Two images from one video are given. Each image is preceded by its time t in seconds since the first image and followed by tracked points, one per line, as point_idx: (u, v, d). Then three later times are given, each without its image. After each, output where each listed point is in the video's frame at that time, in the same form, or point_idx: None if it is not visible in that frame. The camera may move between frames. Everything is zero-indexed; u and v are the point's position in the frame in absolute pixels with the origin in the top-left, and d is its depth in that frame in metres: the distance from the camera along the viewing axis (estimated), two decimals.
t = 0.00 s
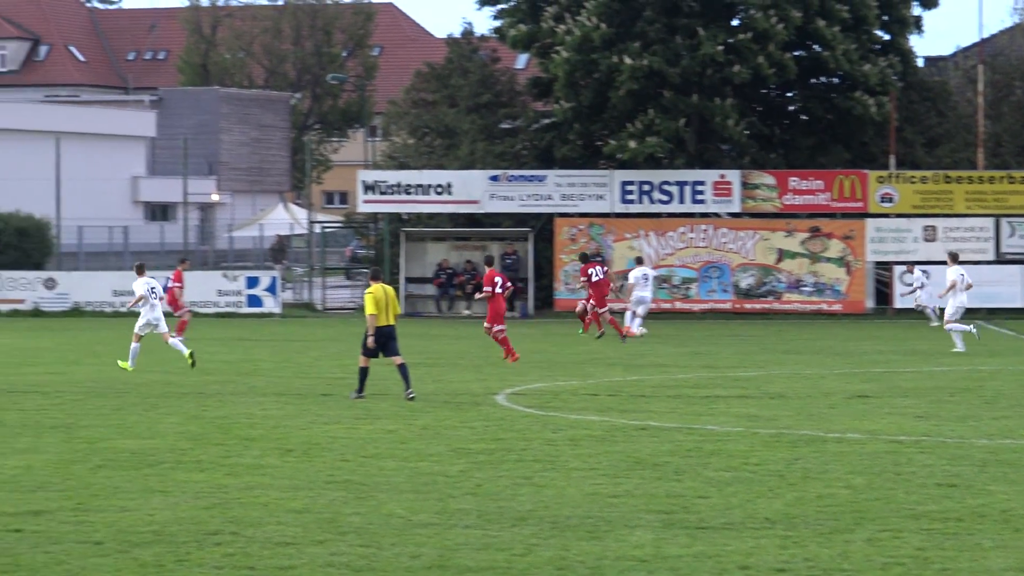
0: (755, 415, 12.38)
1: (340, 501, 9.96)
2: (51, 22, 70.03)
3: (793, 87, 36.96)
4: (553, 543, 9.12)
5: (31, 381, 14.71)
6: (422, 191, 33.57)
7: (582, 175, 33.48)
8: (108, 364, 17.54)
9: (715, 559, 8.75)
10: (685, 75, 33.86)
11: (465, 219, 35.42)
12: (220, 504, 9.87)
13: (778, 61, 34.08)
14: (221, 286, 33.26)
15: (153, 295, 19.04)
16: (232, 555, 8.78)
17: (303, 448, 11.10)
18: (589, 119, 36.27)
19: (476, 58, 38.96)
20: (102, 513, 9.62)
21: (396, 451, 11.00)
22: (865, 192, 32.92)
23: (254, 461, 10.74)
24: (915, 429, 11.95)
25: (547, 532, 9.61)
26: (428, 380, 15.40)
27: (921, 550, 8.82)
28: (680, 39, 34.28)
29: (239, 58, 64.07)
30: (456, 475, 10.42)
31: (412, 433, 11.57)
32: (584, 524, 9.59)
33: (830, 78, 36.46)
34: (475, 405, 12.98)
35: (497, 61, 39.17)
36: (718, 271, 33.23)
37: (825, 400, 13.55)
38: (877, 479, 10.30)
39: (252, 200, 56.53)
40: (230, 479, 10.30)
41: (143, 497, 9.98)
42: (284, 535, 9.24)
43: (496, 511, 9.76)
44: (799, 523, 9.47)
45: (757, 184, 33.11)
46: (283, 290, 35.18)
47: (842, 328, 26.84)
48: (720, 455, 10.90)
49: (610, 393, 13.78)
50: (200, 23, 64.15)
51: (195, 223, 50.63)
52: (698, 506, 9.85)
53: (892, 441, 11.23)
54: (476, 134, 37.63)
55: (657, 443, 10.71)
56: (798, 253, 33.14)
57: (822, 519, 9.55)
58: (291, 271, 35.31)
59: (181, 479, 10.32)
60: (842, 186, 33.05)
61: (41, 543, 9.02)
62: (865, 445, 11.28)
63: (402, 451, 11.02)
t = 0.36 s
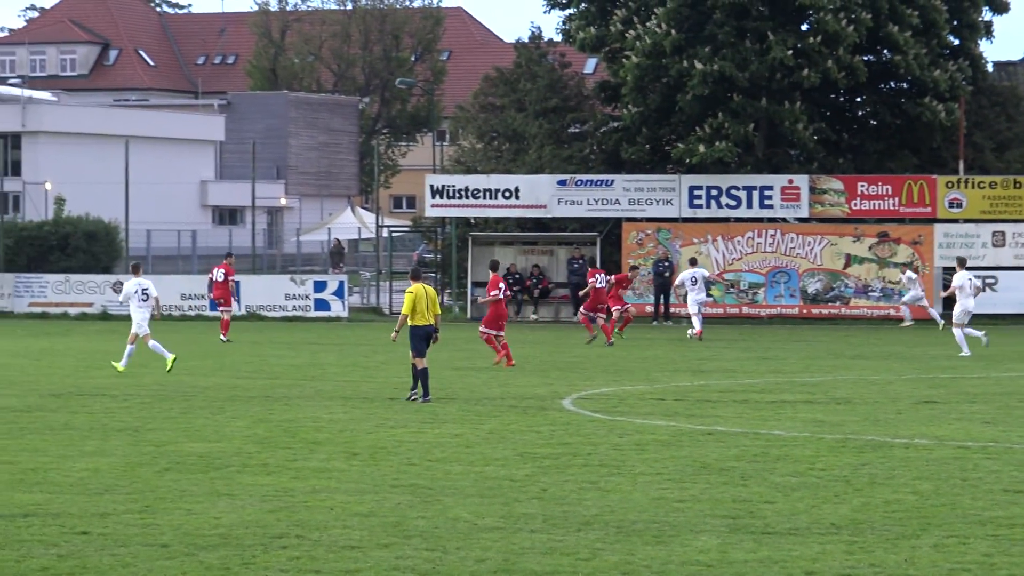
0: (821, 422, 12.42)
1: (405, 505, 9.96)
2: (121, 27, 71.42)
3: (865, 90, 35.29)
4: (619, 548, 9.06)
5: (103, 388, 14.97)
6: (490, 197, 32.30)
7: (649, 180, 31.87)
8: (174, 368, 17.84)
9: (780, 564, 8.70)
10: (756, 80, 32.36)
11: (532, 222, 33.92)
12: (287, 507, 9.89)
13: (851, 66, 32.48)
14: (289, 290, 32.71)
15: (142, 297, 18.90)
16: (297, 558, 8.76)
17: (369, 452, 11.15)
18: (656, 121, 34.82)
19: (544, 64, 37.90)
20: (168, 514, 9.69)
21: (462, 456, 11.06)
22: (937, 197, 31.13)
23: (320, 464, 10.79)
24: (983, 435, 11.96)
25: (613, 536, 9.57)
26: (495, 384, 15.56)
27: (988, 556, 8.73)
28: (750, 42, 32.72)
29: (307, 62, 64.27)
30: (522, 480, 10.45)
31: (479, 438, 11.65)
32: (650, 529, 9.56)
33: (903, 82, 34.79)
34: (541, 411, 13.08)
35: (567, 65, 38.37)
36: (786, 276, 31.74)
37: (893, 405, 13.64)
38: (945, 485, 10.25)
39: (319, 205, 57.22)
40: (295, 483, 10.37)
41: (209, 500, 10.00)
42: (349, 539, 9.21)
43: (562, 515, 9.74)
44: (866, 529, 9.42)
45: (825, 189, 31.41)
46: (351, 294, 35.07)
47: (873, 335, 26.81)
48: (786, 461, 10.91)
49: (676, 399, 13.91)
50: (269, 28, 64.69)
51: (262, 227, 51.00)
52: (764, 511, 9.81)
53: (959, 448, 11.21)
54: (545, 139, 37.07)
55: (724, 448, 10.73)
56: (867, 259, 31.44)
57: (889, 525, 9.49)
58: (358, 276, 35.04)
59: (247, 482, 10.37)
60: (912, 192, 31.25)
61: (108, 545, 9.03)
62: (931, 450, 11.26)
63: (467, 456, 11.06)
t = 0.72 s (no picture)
0: (849, 425, 12.47)
1: (433, 509, 9.96)
2: (148, 33, 71.85)
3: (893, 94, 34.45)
4: (646, 551, 9.03)
5: (130, 392, 15.11)
6: (517, 200, 31.90)
7: (677, 183, 31.54)
8: (201, 372, 18.01)
9: (807, 567, 8.67)
10: (783, 83, 31.62)
11: (560, 225, 33.83)
12: (314, 511, 9.89)
13: (879, 68, 31.68)
14: (317, 294, 32.56)
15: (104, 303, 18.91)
16: (325, 562, 8.73)
17: (396, 456, 11.18)
18: (683, 125, 34.03)
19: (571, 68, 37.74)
20: (195, 519, 9.70)
21: (490, 459, 11.09)
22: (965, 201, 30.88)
23: (348, 468, 10.81)
24: (1011, 436, 12.01)
25: (641, 540, 9.55)
26: (522, 388, 15.69)
27: (1017, 559, 8.70)
28: (777, 46, 32.00)
29: (334, 66, 64.47)
30: (549, 483, 10.45)
31: (506, 442, 11.69)
32: (677, 533, 9.53)
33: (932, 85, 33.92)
34: (569, 414, 13.14)
35: (591, 69, 38.04)
36: (813, 279, 31.49)
37: (920, 408, 13.70)
38: (973, 487, 10.26)
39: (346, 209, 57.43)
40: (323, 487, 10.38)
41: (237, 505, 10.01)
42: (378, 543, 9.20)
43: (589, 519, 9.73)
44: (894, 531, 9.39)
45: (853, 192, 31.12)
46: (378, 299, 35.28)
47: (885, 339, 26.82)
48: (814, 463, 10.93)
49: (703, 402, 14.03)
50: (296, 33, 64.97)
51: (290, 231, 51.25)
52: (792, 514, 9.80)
53: (987, 451, 11.20)
54: (571, 143, 36.65)
55: (751, 451, 10.74)
56: (894, 262, 31.21)
57: (917, 527, 9.46)
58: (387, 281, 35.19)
59: (275, 487, 10.38)
60: (939, 195, 31.02)
61: (136, 549, 9.02)
62: (958, 452, 11.28)
63: (494, 460, 11.09)
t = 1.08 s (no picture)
0: (880, 425, 12.50)
1: (463, 511, 9.95)
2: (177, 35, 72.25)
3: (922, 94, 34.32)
4: (677, 552, 8.99)
5: (160, 395, 15.26)
6: (547, 202, 31.74)
7: (707, 184, 31.43)
8: (232, 374, 18.16)
9: (839, 568, 8.63)
10: (811, 83, 31.57)
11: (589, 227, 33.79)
12: (344, 513, 9.88)
13: (907, 69, 31.56)
14: (347, 296, 32.56)
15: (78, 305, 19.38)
16: (356, 564, 8.71)
17: (426, 458, 11.22)
18: (711, 125, 33.91)
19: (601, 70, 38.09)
20: (227, 521, 9.70)
21: (520, 461, 11.13)
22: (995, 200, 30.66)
23: (379, 470, 10.83)
24: None
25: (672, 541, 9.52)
26: (552, 389, 15.83)
27: None
28: (806, 46, 31.97)
29: (363, 68, 64.65)
30: (580, 484, 10.47)
31: (536, 443, 11.75)
32: (708, 534, 9.51)
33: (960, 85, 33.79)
34: (599, 415, 13.24)
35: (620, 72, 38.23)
36: (843, 280, 31.27)
37: (952, 409, 13.74)
38: (1005, 487, 10.26)
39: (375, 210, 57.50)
40: (353, 488, 10.40)
41: (267, 507, 10.01)
42: (408, 545, 9.18)
43: (620, 520, 9.70)
44: (924, 532, 9.36)
45: (882, 192, 30.99)
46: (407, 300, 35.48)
47: (899, 338, 26.80)
48: (845, 464, 10.96)
49: (733, 403, 14.16)
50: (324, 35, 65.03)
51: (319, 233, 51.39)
52: (822, 515, 9.78)
53: (1020, 451, 11.19)
54: (600, 144, 36.59)
55: (782, 452, 10.75)
56: (924, 262, 31.09)
57: (948, 528, 9.43)
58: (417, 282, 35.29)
59: (306, 489, 10.39)
60: (969, 195, 30.83)
61: (168, 552, 9.01)
62: (990, 452, 11.28)
63: (525, 461, 11.13)
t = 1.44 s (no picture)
0: (905, 421, 12.57)
1: (489, 507, 9.94)
2: (202, 33, 72.43)
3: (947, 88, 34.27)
4: (703, 548, 8.95)
5: (187, 393, 15.50)
6: (571, 199, 31.76)
7: (732, 180, 31.47)
8: (258, 372, 18.36)
9: (866, 563, 8.59)
10: (836, 79, 31.54)
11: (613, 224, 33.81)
12: (369, 510, 9.86)
13: (932, 64, 31.51)
14: (372, 294, 32.24)
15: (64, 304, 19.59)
16: (382, 560, 8.66)
17: (452, 455, 11.30)
18: (737, 121, 33.88)
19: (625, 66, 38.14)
20: (252, 517, 9.68)
21: (546, 457, 11.21)
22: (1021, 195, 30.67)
23: (405, 467, 10.89)
24: None
25: (699, 538, 9.47)
26: (578, 386, 16.02)
27: None
28: (830, 42, 31.96)
29: (387, 65, 64.65)
30: (605, 481, 10.49)
31: (561, 440, 11.87)
32: (735, 530, 9.45)
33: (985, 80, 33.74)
34: (625, 412, 13.43)
35: (647, 67, 37.73)
36: (868, 275, 31.20)
37: (977, 404, 13.82)
38: None
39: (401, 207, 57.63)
40: (379, 485, 10.42)
41: (293, 504, 10.00)
42: (434, 541, 9.13)
43: (646, 516, 9.67)
44: (951, 528, 9.32)
45: (908, 187, 31.02)
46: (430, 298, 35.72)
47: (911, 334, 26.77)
48: (870, 460, 11.00)
49: (759, 399, 14.35)
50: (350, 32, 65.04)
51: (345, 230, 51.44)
52: (849, 511, 9.76)
53: None
54: (626, 140, 36.12)
55: (808, 449, 10.79)
56: (950, 257, 30.95)
57: (975, 523, 9.39)
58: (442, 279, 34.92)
59: (332, 486, 10.40)
60: (995, 190, 30.83)
61: (193, 548, 8.97)
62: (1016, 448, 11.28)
63: (551, 458, 11.21)
